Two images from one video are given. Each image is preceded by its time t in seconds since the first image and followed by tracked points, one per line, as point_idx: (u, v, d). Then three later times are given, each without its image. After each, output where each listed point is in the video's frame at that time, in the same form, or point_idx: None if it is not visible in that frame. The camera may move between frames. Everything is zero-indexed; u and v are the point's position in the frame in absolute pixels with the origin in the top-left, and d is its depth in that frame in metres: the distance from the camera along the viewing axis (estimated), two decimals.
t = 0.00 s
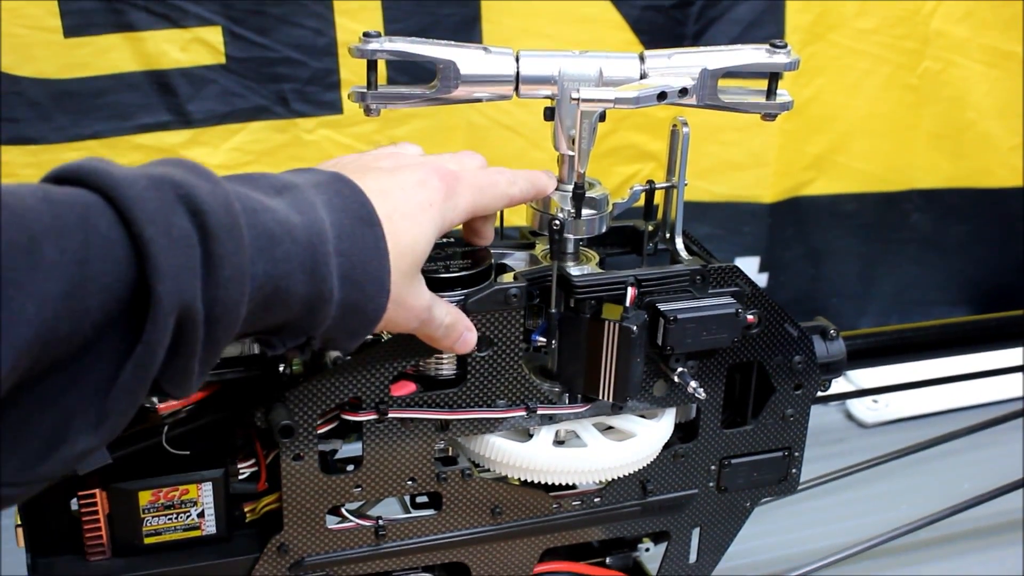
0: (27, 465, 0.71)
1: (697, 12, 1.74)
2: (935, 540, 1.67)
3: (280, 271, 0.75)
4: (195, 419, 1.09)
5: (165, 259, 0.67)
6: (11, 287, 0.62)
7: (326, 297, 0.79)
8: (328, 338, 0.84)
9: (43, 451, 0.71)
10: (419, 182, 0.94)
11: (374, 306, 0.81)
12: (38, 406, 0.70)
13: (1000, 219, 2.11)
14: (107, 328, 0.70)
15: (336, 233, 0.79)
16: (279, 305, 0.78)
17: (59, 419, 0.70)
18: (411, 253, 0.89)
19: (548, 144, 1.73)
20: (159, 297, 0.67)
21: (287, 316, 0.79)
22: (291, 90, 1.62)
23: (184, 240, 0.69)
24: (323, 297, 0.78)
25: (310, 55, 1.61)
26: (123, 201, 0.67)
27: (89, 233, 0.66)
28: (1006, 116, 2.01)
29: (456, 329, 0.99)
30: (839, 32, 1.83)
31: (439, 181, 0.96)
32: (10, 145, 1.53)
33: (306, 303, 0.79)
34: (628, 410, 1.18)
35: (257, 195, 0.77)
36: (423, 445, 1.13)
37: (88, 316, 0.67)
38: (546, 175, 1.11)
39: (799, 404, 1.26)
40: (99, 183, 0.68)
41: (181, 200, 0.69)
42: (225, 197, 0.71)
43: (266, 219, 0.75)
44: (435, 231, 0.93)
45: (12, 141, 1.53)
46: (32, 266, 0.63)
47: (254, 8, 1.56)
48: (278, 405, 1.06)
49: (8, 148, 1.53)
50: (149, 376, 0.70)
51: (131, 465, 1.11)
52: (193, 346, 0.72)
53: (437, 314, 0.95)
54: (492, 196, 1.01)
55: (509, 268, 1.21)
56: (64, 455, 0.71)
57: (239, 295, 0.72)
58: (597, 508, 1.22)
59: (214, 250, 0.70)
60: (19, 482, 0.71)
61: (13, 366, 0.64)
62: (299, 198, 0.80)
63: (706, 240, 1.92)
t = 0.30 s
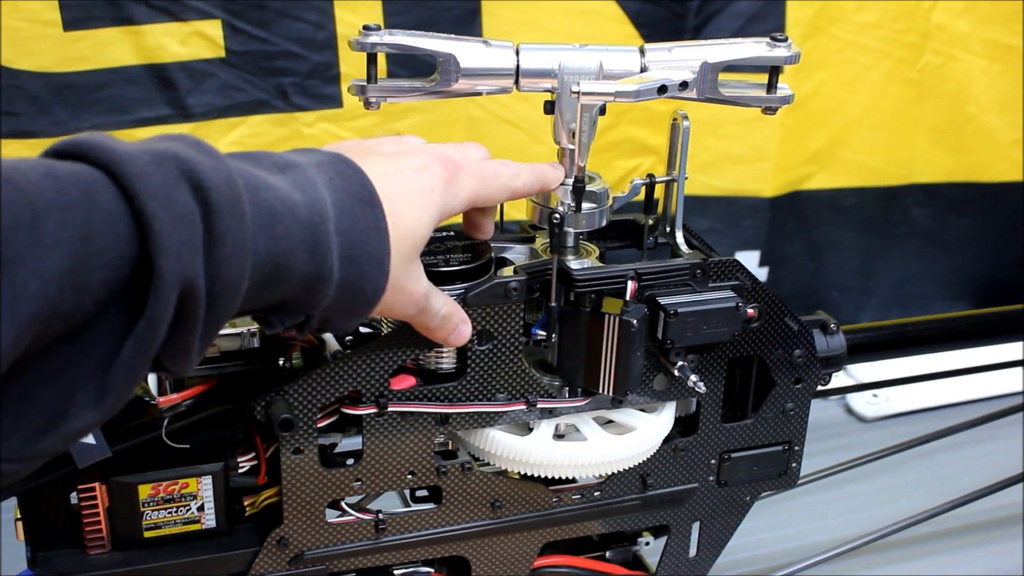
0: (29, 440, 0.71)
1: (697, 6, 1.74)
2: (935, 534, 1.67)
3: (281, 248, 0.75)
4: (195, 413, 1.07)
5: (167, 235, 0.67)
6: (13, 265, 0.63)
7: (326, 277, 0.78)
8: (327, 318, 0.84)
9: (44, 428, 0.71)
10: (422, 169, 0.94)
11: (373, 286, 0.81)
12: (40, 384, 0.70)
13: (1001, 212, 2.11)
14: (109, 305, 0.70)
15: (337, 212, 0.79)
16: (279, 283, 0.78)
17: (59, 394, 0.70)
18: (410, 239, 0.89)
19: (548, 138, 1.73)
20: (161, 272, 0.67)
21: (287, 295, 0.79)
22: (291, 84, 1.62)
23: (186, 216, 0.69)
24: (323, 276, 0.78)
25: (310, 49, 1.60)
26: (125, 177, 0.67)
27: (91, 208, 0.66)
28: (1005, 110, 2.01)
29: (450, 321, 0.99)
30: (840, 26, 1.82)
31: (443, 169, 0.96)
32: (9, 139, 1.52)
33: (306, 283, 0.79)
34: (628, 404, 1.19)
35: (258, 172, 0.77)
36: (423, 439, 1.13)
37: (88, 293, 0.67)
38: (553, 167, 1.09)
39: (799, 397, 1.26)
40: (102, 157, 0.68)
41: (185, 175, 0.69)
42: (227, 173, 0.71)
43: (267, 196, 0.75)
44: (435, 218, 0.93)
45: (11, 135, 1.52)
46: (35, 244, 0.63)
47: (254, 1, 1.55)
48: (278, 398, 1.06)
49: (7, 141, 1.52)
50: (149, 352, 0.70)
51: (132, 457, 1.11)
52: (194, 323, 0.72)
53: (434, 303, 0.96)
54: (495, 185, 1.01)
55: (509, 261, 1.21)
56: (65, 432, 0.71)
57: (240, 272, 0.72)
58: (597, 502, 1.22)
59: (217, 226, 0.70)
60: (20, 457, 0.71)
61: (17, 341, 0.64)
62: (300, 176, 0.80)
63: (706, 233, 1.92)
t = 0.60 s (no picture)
0: (27, 430, 0.70)
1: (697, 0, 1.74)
2: (934, 528, 1.67)
3: (281, 237, 0.75)
4: (195, 407, 1.07)
5: (167, 222, 0.67)
6: (14, 252, 0.63)
7: (326, 266, 0.79)
8: (326, 307, 0.84)
9: (42, 417, 0.70)
10: (423, 158, 0.94)
11: (373, 274, 0.81)
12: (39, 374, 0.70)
13: (1002, 207, 2.11)
14: (108, 293, 0.70)
15: (337, 201, 0.79)
16: (279, 272, 0.78)
17: (59, 383, 0.70)
18: (411, 229, 0.89)
19: (549, 132, 1.73)
20: (161, 260, 0.67)
21: (286, 283, 0.79)
22: (290, 78, 1.61)
23: (186, 203, 0.68)
24: (323, 264, 0.78)
25: (310, 43, 1.60)
26: (125, 164, 0.67)
27: (91, 196, 0.66)
28: (1005, 105, 2.01)
29: (448, 313, 0.99)
30: (840, 20, 1.82)
31: (444, 159, 0.96)
32: (8, 132, 1.52)
33: (306, 272, 0.79)
34: (628, 399, 1.18)
35: (259, 159, 0.77)
36: (423, 433, 1.13)
37: (88, 280, 0.67)
38: (553, 163, 1.10)
39: (799, 392, 1.26)
40: (102, 144, 0.67)
41: (186, 162, 0.69)
42: (228, 161, 0.71)
43: (268, 183, 0.75)
44: (436, 209, 0.93)
45: (10, 128, 1.52)
46: (35, 232, 0.63)
47: None
48: (278, 392, 1.05)
49: (7, 135, 1.52)
50: (148, 341, 0.70)
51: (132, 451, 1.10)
52: (194, 312, 0.72)
53: (432, 294, 0.96)
54: (496, 179, 1.00)
55: (509, 255, 1.21)
56: (64, 420, 0.70)
57: (240, 261, 0.72)
58: (597, 496, 1.22)
59: (217, 214, 0.70)
60: (20, 446, 0.71)
61: (17, 331, 0.64)
62: (301, 163, 0.80)
63: (706, 228, 1.92)
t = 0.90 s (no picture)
0: (27, 424, 0.71)
1: None
2: (934, 524, 1.67)
3: (281, 231, 0.75)
4: (194, 402, 1.07)
5: (166, 217, 0.67)
6: (12, 247, 0.62)
7: (325, 260, 0.78)
8: (326, 302, 0.84)
9: (42, 412, 0.71)
10: (423, 153, 0.94)
11: (373, 269, 0.81)
12: (39, 368, 0.70)
13: (1002, 202, 2.11)
14: (107, 289, 0.70)
15: (337, 196, 0.79)
16: (278, 266, 0.78)
17: (58, 378, 0.70)
18: (410, 224, 0.90)
19: (549, 126, 1.72)
20: (160, 255, 0.67)
21: (286, 277, 0.79)
22: (290, 72, 1.61)
23: (185, 198, 0.68)
24: (323, 259, 0.78)
25: (310, 38, 1.60)
26: (124, 158, 0.66)
27: (90, 190, 0.66)
28: (1006, 100, 2.00)
29: (448, 308, 0.99)
30: (841, 15, 1.81)
31: (444, 154, 0.96)
32: (8, 127, 1.51)
33: (306, 266, 0.79)
34: (628, 393, 1.19)
35: (258, 154, 0.77)
36: (423, 428, 1.13)
37: (87, 275, 0.67)
38: (554, 157, 1.09)
39: (799, 387, 1.26)
40: (100, 138, 0.67)
41: (185, 157, 0.69)
42: (228, 156, 0.71)
43: (267, 178, 0.75)
44: (435, 204, 0.93)
45: (10, 123, 1.52)
46: (33, 227, 0.63)
47: None
48: (278, 386, 1.05)
49: (6, 129, 1.51)
50: (147, 335, 0.70)
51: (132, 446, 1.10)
52: (193, 307, 0.72)
53: (432, 288, 0.95)
54: (495, 173, 1.00)
55: (509, 250, 1.21)
56: (64, 416, 0.71)
57: (240, 255, 0.72)
58: (597, 491, 1.22)
59: (216, 208, 0.70)
60: (20, 440, 0.71)
61: (15, 326, 0.64)
62: (301, 158, 0.79)
63: (707, 222, 1.92)
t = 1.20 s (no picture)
0: (26, 421, 0.71)
1: None
2: (934, 518, 1.67)
3: (280, 227, 0.75)
4: (195, 395, 1.07)
5: (165, 214, 0.67)
6: (12, 245, 0.62)
7: (325, 257, 0.78)
8: (326, 299, 0.84)
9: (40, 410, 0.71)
10: (423, 151, 0.94)
11: (373, 267, 0.81)
12: (37, 366, 0.70)
13: (1002, 196, 2.10)
14: (106, 286, 0.70)
15: (336, 192, 0.79)
16: (278, 263, 0.77)
17: (57, 375, 0.70)
18: (409, 221, 0.89)
19: (549, 121, 1.72)
20: (160, 251, 0.67)
21: (286, 274, 0.79)
22: (290, 67, 1.61)
23: (185, 195, 0.68)
24: (323, 256, 0.78)
25: (310, 32, 1.59)
26: (123, 155, 0.66)
27: (90, 187, 0.65)
28: (1007, 95, 2.00)
29: (448, 302, 0.99)
30: (841, 9, 1.81)
31: (444, 152, 0.95)
32: (8, 121, 1.51)
33: (305, 263, 0.78)
34: (628, 387, 1.18)
35: (257, 152, 0.77)
36: (423, 423, 1.13)
37: (87, 271, 0.67)
38: (554, 151, 1.09)
39: (799, 381, 1.26)
40: (100, 135, 0.67)
41: (184, 154, 0.69)
42: (227, 153, 0.71)
43: (266, 175, 0.75)
44: (434, 200, 0.93)
45: (10, 117, 1.52)
46: (33, 224, 0.63)
47: None
48: (278, 380, 1.05)
49: (6, 124, 1.51)
50: (146, 332, 0.70)
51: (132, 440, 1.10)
52: (192, 303, 0.72)
53: (432, 284, 0.95)
54: (495, 168, 1.00)
55: (509, 244, 1.21)
56: (62, 413, 0.71)
57: (239, 251, 0.72)
58: (597, 485, 1.22)
59: (216, 205, 0.70)
60: (19, 438, 0.71)
61: (14, 324, 0.64)
62: (300, 155, 0.79)
63: (707, 217, 1.91)
